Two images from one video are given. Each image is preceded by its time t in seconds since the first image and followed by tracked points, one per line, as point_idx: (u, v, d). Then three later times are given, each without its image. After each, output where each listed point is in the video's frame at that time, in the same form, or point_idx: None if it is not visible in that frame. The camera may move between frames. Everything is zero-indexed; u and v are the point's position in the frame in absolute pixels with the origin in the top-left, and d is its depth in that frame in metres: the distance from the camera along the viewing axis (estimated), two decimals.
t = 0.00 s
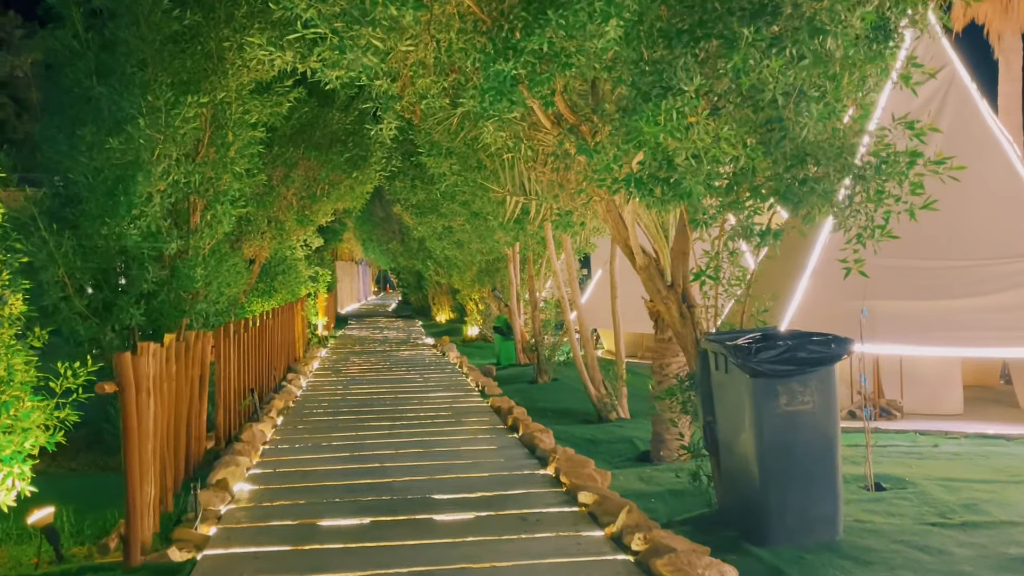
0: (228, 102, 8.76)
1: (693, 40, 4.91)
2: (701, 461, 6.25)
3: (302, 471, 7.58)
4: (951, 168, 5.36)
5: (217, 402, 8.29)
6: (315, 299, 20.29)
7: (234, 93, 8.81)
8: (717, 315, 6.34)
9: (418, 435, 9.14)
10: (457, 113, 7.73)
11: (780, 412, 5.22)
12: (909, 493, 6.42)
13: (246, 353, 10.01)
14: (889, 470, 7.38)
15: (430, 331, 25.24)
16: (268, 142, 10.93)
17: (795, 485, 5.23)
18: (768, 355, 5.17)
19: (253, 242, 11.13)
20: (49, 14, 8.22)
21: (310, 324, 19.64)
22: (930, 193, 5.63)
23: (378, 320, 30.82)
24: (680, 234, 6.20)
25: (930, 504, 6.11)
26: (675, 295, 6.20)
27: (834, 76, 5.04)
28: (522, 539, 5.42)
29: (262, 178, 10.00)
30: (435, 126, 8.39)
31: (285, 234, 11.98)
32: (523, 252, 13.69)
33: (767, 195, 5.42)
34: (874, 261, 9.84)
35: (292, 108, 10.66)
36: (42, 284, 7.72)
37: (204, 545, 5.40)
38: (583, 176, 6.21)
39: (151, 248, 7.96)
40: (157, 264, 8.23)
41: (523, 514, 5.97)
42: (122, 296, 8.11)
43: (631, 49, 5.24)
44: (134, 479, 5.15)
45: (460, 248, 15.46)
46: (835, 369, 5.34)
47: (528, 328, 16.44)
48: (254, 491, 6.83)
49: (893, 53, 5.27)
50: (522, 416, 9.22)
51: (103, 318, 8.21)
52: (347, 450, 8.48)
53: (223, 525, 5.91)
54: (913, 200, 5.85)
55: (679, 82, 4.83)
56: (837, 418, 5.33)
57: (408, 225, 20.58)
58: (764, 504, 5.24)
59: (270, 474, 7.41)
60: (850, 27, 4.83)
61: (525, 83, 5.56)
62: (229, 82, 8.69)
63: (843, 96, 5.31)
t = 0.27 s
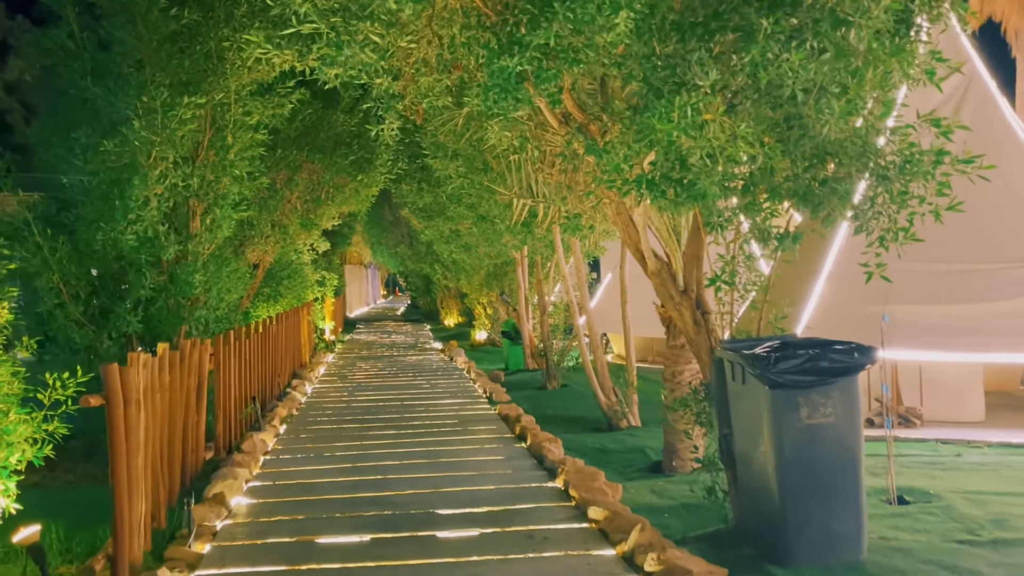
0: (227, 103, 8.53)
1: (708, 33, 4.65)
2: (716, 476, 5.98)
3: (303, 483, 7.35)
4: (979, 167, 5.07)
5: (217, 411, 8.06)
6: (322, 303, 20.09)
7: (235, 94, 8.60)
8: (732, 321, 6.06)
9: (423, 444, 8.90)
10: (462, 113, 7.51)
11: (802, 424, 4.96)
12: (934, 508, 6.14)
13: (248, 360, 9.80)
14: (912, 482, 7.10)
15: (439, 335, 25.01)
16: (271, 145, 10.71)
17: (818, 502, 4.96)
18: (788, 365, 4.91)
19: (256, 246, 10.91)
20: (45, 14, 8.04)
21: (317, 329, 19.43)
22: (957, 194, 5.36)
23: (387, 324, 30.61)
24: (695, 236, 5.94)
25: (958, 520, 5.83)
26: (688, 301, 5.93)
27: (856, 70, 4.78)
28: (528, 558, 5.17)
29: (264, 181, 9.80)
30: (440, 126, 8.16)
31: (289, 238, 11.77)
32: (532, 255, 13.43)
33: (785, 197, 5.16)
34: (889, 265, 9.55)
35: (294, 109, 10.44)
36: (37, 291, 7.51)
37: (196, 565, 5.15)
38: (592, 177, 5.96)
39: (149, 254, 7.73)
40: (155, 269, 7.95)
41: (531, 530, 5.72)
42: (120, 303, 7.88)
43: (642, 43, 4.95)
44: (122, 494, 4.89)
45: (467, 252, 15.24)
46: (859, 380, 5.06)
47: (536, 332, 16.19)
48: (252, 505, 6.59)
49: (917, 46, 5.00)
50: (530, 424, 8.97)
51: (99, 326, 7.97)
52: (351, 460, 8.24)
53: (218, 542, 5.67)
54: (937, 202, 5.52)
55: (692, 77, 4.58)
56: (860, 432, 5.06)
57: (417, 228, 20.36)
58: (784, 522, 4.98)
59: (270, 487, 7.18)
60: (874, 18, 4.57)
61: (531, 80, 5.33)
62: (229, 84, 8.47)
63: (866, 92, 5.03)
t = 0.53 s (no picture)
0: (226, 103, 8.29)
1: (727, 24, 4.37)
2: (734, 490, 5.72)
3: (303, 495, 7.10)
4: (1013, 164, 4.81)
5: (214, 421, 7.80)
6: (326, 308, 19.86)
7: (234, 94, 8.36)
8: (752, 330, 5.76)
9: (428, 454, 8.64)
10: (468, 113, 7.26)
11: (825, 438, 4.69)
12: (964, 523, 5.86)
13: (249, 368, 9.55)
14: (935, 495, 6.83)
15: (444, 341, 24.76)
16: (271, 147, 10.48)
17: (844, 518, 4.67)
18: (811, 375, 4.67)
19: (258, 251, 10.68)
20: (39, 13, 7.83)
21: (322, 334, 19.20)
22: (988, 194, 5.10)
23: (392, 329, 30.38)
24: (710, 239, 5.68)
25: (990, 537, 5.55)
26: (704, 308, 5.67)
27: (884, 63, 4.51)
28: None
29: (265, 184, 9.57)
30: (444, 126, 7.92)
31: (292, 243, 11.55)
32: (539, 259, 13.18)
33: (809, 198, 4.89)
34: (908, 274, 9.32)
35: (295, 109, 10.20)
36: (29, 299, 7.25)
37: None
38: (603, 178, 5.71)
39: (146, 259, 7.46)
40: (151, 275, 7.69)
41: (540, 547, 5.47)
42: (115, 310, 7.63)
43: (657, 35, 4.69)
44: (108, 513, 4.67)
45: (473, 256, 15.00)
46: (887, 391, 4.78)
47: (543, 338, 15.94)
48: (249, 520, 6.33)
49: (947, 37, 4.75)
50: (538, 434, 8.72)
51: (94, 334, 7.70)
52: (353, 471, 7.99)
53: (213, 561, 5.41)
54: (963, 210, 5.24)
55: (711, 71, 4.32)
56: (889, 445, 4.78)
57: (422, 232, 20.13)
58: (808, 541, 4.70)
59: (269, 500, 6.93)
60: (903, 8, 4.32)
61: (540, 75, 5.10)
62: (228, 84, 8.23)
63: (895, 86, 4.74)
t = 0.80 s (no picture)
0: (227, 103, 8.08)
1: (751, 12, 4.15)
2: (754, 503, 5.48)
3: (304, 506, 6.87)
4: None
5: (213, 429, 7.57)
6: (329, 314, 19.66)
7: (234, 93, 8.15)
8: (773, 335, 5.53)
9: (432, 463, 8.41)
10: (475, 111, 7.05)
11: (853, 448, 4.44)
12: (993, 538, 5.61)
13: (250, 375, 9.32)
14: (959, 507, 6.59)
15: (448, 347, 24.54)
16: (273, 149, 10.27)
17: (873, 534, 4.43)
18: (840, 382, 4.43)
19: (259, 255, 10.47)
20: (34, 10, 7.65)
21: (324, 340, 18.99)
22: (1021, 193, 4.87)
23: (395, 336, 30.16)
24: (728, 240, 5.45)
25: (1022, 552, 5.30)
26: (722, 312, 5.45)
27: (915, 54, 4.29)
28: None
29: (266, 187, 9.37)
30: (450, 126, 7.71)
31: (294, 247, 11.34)
32: (544, 263, 12.97)
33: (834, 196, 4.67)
34: (928, 286, 9.12)
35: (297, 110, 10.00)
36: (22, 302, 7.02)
37: None
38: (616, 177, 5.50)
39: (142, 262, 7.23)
40: (149, 278, 7.45)
41: (551, 561, 5.24)
42: (110, 315, 7.38)
43: (676, 25, 4.47)
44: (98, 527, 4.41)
45: (477, 261, 14.77)
46: (917, 400, 4.54)
47: (548, 345, 15.71)
48: (247, 532, 6.08)
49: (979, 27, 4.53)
50: (546, 442, 8.49)
51: (89, 340, 7.44)
52: (355, 480, 7.75)
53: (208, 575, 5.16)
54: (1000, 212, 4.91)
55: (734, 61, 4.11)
56: (920, 457, 4.53)
57: (426, 238, 19.95)
58: (835, 558, 4.45)
59: (268, 510, 6.69)
60: None
61: (552, 68, 4.89)
62: (229, 83, 8.01)
63: (925, 79, 4.52)
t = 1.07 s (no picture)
0: (223, 101, 7.82)
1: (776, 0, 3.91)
2: (774, 520, 5.23)
3: (301, 519, 6.61)
4: None
5: (207, 438, 7.31)
6: (327, 319, 19.39)
7: (231, 91, 7.90)
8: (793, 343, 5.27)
9: (433, 473, 8.13)
10: (480, 109, 6.81)
11: (883, 465, 4.19)
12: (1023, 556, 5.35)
13: (246, 382, 9.06)
14: (983, 523, 6.36)
15: (448, 352, 24.27)
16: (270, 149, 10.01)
17: (905, 556, 4.17)
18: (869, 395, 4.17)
19: (256, 259, 10.21)
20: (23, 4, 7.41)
21: (322, 346, 18.72)
22: None
23: (394, 341, 29.87)
24: (744, 237, 5.19)
25: None
26: (740, 318, 5.19)
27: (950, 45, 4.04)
28: None
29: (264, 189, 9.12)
30: (453, 125, 7.45)
31: (292, 250, 11.08)
32: (547, 267, 12.71)
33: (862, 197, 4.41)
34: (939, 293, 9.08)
35: (295, 109, 9.75)
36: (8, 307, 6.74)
37: None
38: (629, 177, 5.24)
39: (135, 265, 6.97)
40: (141, 282, 7.17)
41: None
42: (102, 320, 7.10)
43: (695, 14, 4.22)
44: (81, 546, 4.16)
45: (479, 266, 14.52)
46: (951, 414, 4.29)
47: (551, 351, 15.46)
48: (242, 548, 5.81)
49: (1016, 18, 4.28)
50: (551, 452, 8.22)
51: (79, 346, 7.15)
52: (354, 492, 7.49)
53: None
54: None
55: (759, 51, 3.85)
56: (954, 474, 4.28)
57: (426, 242, 19.69)
58: None
59: (264, 524, 6.42)
60: None
61: (564, 61, 4.64)
62: (225, 81, 7.76)
63: (959, 73, 4.27)
